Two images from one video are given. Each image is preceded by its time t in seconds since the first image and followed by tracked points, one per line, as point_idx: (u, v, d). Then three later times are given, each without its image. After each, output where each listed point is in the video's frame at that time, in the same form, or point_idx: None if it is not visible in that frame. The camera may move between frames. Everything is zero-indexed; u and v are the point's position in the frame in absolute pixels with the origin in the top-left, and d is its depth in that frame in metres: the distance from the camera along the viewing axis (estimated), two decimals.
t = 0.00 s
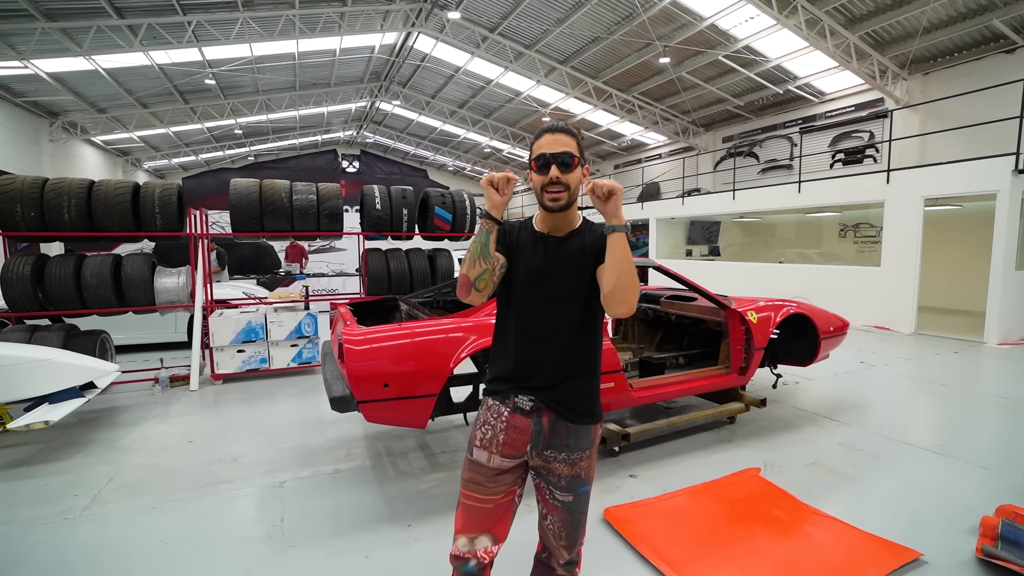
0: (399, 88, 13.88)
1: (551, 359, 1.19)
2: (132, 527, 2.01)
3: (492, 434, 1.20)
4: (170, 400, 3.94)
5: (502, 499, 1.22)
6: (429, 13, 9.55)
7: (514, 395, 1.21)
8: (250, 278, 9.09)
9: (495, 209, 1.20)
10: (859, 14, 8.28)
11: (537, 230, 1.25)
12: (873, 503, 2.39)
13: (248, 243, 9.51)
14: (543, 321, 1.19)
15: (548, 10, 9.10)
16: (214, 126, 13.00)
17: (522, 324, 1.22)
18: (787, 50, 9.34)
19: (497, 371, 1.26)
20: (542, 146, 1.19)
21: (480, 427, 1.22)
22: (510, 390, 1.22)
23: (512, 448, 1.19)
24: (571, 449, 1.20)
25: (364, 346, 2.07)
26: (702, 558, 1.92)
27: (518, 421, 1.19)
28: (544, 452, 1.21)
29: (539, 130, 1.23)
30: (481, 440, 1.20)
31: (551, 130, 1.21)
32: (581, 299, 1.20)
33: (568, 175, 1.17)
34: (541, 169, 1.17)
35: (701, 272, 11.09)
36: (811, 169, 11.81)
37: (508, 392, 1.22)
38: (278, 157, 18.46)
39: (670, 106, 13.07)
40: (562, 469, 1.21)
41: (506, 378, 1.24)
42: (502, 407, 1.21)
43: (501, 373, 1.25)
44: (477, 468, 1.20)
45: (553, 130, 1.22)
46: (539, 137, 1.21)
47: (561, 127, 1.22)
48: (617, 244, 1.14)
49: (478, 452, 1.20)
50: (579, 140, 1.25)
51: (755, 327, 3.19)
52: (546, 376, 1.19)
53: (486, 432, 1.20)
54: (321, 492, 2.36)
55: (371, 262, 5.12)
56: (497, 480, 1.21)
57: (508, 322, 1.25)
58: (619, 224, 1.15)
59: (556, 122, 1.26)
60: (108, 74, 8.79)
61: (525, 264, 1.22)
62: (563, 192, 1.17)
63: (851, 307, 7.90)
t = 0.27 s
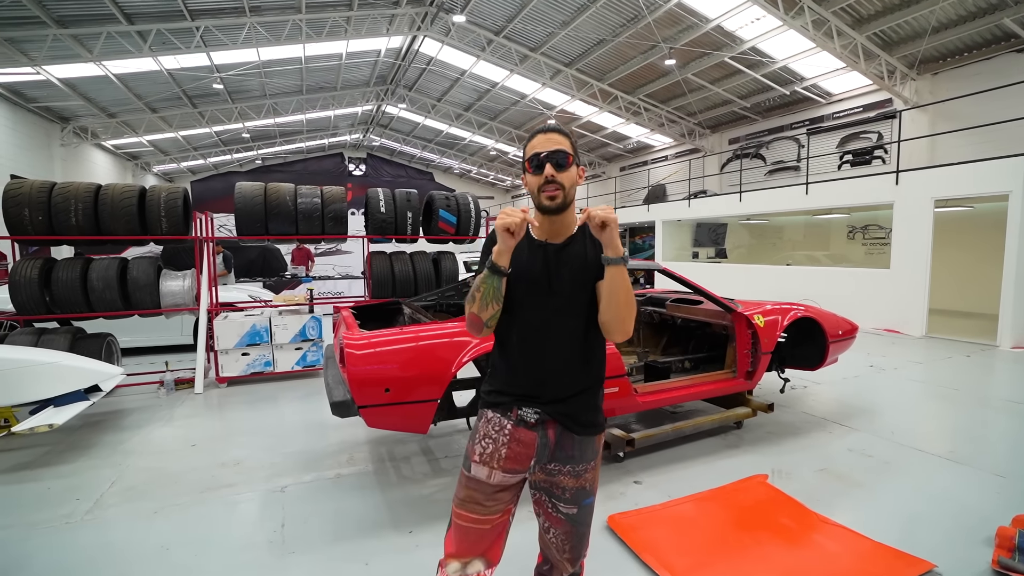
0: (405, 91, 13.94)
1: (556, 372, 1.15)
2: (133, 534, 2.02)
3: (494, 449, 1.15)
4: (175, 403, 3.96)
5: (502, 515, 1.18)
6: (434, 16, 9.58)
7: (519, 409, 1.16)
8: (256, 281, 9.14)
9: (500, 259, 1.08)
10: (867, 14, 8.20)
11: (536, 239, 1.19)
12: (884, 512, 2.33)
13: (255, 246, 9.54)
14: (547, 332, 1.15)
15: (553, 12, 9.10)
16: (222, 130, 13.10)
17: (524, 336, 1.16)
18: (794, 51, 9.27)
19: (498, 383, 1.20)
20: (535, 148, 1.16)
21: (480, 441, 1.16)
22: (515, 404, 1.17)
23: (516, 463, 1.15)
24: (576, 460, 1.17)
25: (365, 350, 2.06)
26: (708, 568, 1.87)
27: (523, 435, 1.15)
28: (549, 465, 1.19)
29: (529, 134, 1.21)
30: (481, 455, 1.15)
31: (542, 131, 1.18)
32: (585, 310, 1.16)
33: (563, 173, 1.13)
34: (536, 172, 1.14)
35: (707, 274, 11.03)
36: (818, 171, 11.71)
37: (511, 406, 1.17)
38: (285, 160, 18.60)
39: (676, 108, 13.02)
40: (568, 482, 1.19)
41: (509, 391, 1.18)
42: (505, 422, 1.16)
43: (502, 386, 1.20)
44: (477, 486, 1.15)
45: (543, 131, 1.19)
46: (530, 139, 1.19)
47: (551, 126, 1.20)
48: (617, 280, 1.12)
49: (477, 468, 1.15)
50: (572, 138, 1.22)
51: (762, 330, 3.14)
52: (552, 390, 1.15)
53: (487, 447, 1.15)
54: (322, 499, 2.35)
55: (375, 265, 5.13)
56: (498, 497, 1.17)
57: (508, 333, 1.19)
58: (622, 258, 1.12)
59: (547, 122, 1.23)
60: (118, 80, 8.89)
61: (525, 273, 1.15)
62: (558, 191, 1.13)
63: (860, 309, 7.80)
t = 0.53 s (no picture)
0: (416, 99, 14.07)
1: (558, 386, 1.12)
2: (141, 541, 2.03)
3: (497, 471, 1.11)
4: (186, 409, 4.00)
5: (507, 539, 1.15)
6: (445, 24, 9.66)
7: (521, 426, 1.12)
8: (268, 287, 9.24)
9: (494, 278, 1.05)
10: (881, 18, 8.11)
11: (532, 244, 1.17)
12: (901, 527, 2.26)
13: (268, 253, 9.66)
14: (548, 344, 1.11)
15: (562, 20, 9.13)
16: (236, 138, 13.30)
17: (525, 349, 1.12)
18: (806, 56, 9.19)
19: (497, 400, 1.15)
20: (528, 151, 1.15)
21: (481, 465, 1.12)
22: (516, 422, 1.13)
23: (519, 484, 1.12)
24: (580, 476, 1.16)
25: (371, 358, 2.06)
26: None
27: (526, 454, 1.11)
28: (552, 482, 1.17)
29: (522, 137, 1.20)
30: (483, 479, 1.11)
31: (534, 134, 1.17)
32: (587, 321, 1.14)
33: (557, 175, 1.11)
34: (530, 176, 1.12)
35: (719, 281, 10.92)
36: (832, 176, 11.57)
37: (512, 424, 1.13)
38: (297, 167, 18.83)
39: (687, 114, 12.97)
40: (572, 499, 1.18)
41: (509, 408, 1.14)
42: (507, 442, 1.12)
43: (502, 402, 1.15)
44: (481, 511, 1.12)
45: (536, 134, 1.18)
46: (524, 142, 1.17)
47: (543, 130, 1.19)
48: (619, 307, 1.10)
49: (480, 494, 1.11)
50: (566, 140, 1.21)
51: (774, 339, 3.08)
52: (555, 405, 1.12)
53: (490, 470, 1.12)
54: (328, 507, 2.35)
55: (384, 272, 5.15)
56: (502, 520, 1.13)
57: (507, 346, 1.14)
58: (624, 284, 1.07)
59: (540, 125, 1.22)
60: (136, 90, 9.09)
61: (524, 284, 1.12)
62: (553, 192, 1.11)
63: (875, 318, 7.65)
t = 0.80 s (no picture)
0: (430, 102, 14.16)
1: (548, 401, 1.07)
2: (155, 541, 2.08)
3: (482, 495, 1.08)
4: (200, 409, 4.08)
5: (496, 560, 1.14)
6: (458, 27, 9.71)
7: (509, 442, 1.08)
8: (283, 289, 9.38)
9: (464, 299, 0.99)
10: (901, 16, 7.95)
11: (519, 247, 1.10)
12: (920, 539, 2.19)
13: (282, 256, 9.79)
14: (538, 358, 1.05)
15: (576, 22, 9.11)
16: (253, 141, 13.51)
17: (513, 362, 1.06)
18: (823, 56, 9.05)
19: (483, 415, 1.10)
20: (507, 150, 1.09)
21: (466, 489, 1.09)
22: (504, 438, 1.08)
23: (506, 506, 1.09)
24: (572, 495, 1.12)
25: (381, 361, 2.09)
26: None
27: (514, 476, 1.08)
28: (543, 502, 1.14)
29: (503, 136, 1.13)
30: (468, 504, 1.08)
31: (514, 133, 1.11)
32: (578, 332, 1.09)
33: (537, 174, 1.04)
34: (509, 175, 1.05)
35: (733, 284, 10.79)
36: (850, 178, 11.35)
37: (498, 441, 1.09)
38: (313, 170, 19.09)
39: (701, 116, 12.85)
40: (565, 518, 1.14)
41: (496, 424, 1.09)
42: (493, 463, 1.08)
43: (488, 418, 1.10)
44: (467, 535, 1.10)
45: (517, 132, 1.11)
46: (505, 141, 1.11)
47: (524, 128, 1.12)
48: (614, 338, 1.07)
49: (467, 519, 1.08)
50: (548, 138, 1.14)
51: (790, 344, 3.02)
52: (545, 420, 1.08)
53: (475, 494, 1.09)
54: (337, 510, 2.37)
55: (396, 274, 5.18)
56: (490, 543, 1.12)
57: (493, 360, 1.08)
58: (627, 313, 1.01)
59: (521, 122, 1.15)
60: (156, 95, 9.29)
61: (511, 293, 1.04)
62: (535, 191, 1.03)
63: (896, 322, 7.47)
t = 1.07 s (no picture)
0: (438, 102, 14.21)
1: (527, 403, 1.04)
2: (169, 536, 2.14)
3: (462, 504, 1.06)
4: (212, 407, 4.15)
5: (483, 567, 1.12)
6: (467, 27, 9.73)
7: (488, 446, 1.05)
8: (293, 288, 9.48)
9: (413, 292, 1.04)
10: (915, 14, 7.84)
11: (493, 239, 1.09)
12: (932, 542, 2.17)
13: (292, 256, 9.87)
14: (515, 358, 1.02)
15: (584, 21, 9.10)
16: (264, 142, 13.65)
17: (488, 363, 1.03)
18: (834, 54, 8.95)
19: (461, 420, 1.08)
20: (482, 138, 1.09)
21: (447, 498, 1.07)
22: (483, 442, 1.06)
23: (489, 515, 1.07)
24: (558, 502, 1.08)
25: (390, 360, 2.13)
26: None
27: (494, 483, 1.06)
28: (529, 511, 1.10)
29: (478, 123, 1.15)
30: (449, 513, 1.06)
31: (489, 119, 1.12)
32: (558, 331, 1.05)
33: (513, 158, 1.05)
34: (485, 159, 1.05)
35: (743, 285, 10.73)
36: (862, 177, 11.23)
37: (478, 447, 1.06)
38: (322, 170, 19.23)
39: (711, 115, 12.77)
40: (555, 526, 1.10)
41: (474, 427, 1.07)
42: (473, 470, 1.06)
43: (466, 422, 1.07)
44: (450, 545, 1.08)
45: (493, 119, 1.13)
46: (480, 128, 1.12)
47: (500, 115, 1.13)
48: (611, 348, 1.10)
49: (449, 528, 1.07)
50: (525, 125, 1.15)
51: (800, 344, 3.00)
52: (524, 423, 1.04)
53: (456, 503, 1.07)
54: (346, 507, 2.41)
55: (405, 273, 5.22)
56: (475, 551, 1.10)
57: (468, 361, 1.05)
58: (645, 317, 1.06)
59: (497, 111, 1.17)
60: (169, 96, 9.42)
61: (484, 291, 1.03)
62: (511, 175, 1.03)
63: (908, 323, 7.38)
